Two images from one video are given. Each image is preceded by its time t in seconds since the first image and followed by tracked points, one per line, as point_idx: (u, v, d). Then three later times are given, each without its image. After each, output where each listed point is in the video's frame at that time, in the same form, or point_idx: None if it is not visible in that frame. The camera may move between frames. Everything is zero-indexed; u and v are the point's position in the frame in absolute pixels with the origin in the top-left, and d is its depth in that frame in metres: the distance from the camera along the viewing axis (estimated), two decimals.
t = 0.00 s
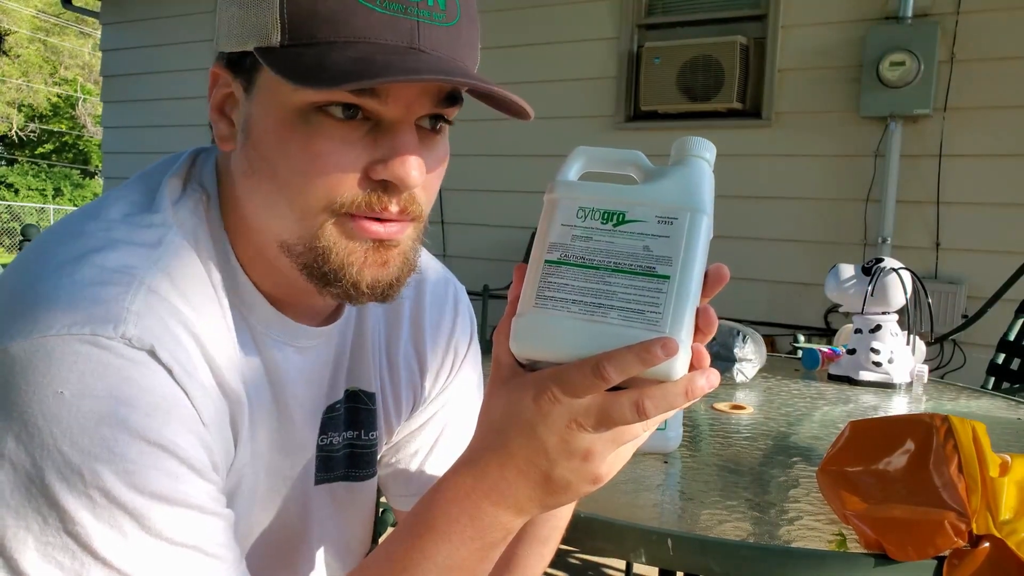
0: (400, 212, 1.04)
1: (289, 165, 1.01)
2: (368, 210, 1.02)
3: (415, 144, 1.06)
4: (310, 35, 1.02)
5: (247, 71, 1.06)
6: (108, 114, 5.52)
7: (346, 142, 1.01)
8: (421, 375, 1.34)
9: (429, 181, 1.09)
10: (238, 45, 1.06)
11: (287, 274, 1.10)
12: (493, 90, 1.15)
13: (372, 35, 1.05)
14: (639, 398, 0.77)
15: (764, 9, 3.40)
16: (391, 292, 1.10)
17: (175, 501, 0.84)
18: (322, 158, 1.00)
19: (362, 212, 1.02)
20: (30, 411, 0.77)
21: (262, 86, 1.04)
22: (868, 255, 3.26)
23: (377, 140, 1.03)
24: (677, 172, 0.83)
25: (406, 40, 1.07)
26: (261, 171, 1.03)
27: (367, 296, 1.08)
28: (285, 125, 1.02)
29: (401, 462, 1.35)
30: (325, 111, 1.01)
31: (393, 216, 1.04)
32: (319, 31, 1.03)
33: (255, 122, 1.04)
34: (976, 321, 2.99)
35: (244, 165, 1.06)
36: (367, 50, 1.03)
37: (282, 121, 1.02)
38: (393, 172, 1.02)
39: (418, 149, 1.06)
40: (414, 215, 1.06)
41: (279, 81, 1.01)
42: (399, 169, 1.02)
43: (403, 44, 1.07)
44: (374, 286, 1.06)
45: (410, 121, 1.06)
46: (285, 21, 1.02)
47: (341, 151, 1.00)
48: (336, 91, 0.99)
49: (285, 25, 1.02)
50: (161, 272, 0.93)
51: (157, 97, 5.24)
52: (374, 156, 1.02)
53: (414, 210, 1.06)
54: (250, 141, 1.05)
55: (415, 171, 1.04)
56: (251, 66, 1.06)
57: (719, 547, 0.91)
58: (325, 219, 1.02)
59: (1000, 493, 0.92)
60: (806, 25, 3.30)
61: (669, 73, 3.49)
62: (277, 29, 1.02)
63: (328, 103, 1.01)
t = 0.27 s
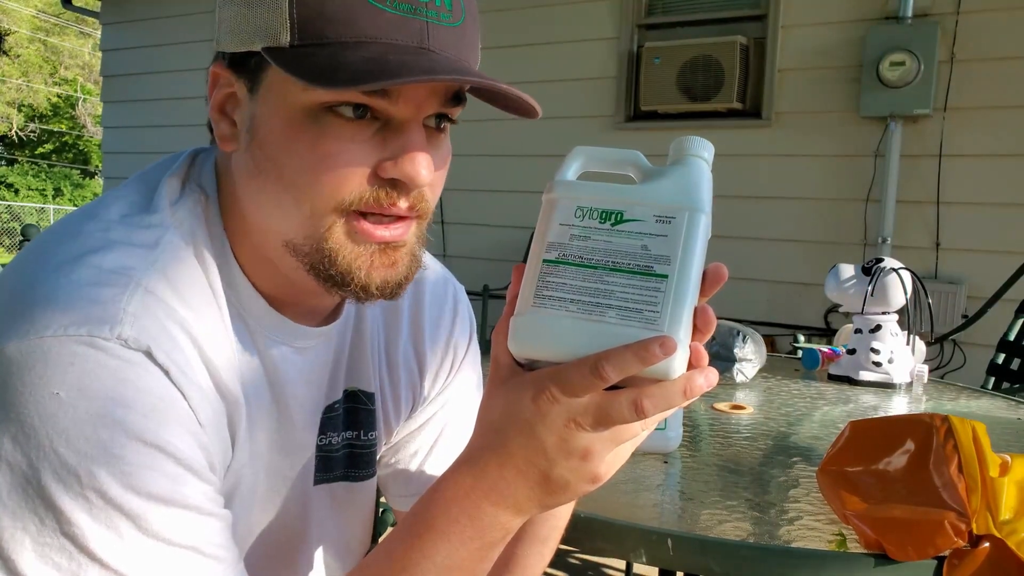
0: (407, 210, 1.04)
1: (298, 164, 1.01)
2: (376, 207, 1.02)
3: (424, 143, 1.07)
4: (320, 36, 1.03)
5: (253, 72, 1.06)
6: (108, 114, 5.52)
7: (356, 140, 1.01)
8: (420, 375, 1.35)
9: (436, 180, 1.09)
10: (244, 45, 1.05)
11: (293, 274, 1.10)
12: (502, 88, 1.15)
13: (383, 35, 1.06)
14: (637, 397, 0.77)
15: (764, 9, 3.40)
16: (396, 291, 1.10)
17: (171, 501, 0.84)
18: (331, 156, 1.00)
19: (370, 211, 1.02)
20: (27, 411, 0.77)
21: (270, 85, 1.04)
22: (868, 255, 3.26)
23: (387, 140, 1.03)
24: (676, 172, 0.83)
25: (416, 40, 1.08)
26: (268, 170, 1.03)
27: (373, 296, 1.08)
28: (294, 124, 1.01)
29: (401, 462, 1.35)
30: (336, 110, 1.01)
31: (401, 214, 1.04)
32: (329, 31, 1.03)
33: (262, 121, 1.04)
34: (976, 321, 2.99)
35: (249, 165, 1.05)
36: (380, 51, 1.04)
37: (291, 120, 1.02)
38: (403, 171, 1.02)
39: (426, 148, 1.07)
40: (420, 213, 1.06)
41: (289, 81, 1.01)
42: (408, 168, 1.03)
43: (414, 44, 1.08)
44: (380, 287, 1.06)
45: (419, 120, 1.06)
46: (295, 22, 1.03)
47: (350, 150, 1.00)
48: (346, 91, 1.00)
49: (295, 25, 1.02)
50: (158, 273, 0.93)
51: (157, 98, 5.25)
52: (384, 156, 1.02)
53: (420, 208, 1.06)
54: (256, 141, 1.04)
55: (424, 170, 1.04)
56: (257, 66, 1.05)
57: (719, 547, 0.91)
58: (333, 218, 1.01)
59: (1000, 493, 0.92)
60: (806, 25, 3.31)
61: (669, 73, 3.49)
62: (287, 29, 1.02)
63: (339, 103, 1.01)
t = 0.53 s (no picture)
0: (421, 201, 1.04)
1: (310, 161, 1.01)
2: (389, 200, 1.02)
3: (431, 134, 1.07)
4: (328, 32, 1.02)
5: (255, 72, 1.05)
6: (108, 114, 5.53)
7: (366, 134, 1.01)
8: (422, 375, 1.34)
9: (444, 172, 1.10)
10: (247, 45, 1.05)
11: (306, 272, 1.10)
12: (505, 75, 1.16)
13: (390, 30, 1.06)
14: (639, 399, 0.77)
15: (764, 9, 3.40)
16: (409, 283, 1.11)
17: (169, 501, 0.83)
18: (344, 151, 1.00)
19: (386, 204, 1.03)
20: (25, 410, 0.77)
21: (275, 85, 1.03)
22: (868, 255, 3.26)
23: (397, 132, 1.03)
24: (677, 172, 0.83)
25: (422, 33, 1.08)
26: (279, 170, 1.03)
27: (388, 288, 1.08)
28: (304, 122, 1.01)
29: (402, 462, 1.35)
30: (344, 106, 1.01)
31: (414, 206, 1.04)
32: (339, 28, 1.03)
33: (269, 121, 1.04)
34: (976, 320, 2.99)
35: (258, 166, 1.05)
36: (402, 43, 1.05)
37: (300, 119, 1.02)
38: (415, 163, 1.03)
39: (433, 136, 1.08)
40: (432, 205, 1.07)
41: (296, 79, 1.01)
42: (420, 159, 1.03)
43: (421, 37, 1.08)
44: (396, 279, 1.07)
45: (425, 112, 1.07)
46: (303, 17, 1.02)
47: (362, 144, 1.00)
48: (353, 85, 1.00)
49: (302, 23, 1.02)
50: (158, 272, 0.93)
51: (157, 98, 5.25)
52: (395, 148, 1.02)
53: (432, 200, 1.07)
54: (265, 142, 1.04)
55: (435, 162, 1.05)
56: (259, 67, 1.05)
57: (719, 547, 0.91)
58: (349, 213, 1.02)
59: (1000, 493, 0.92)
60: (806, 25, 3.31)
61: (669, 73, 3.49)
62: (294, 27, 1.02)
63: (348, 98, 1.01)
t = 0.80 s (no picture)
0: (427, 195, 1.04)
1: (316, 156, 1.01)
2: (396, 194, 1.02)
3: (436, 128, 1.07)
4: (334, 27, 1.02)
5: (259, 68, 1.05)
6: (108, 114, 5.53)
7: (371, 129, 1.00)
8: (426, 375, 1.34)
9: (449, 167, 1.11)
10: (253, 41, 1.05)
11: (313, 268, 1.10)
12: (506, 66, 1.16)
13: (395, 24, 1.06)
14: (644, 405, 0.77)
15: (764, 9, 3.40)
16: (414, 277, 1.11)
17: (168, 500, 0.83)
18: (351, 146, 1.00)
19: (392, 197, 1.02)
20: (23, 406, 0.77)
21: (280, 80, 1.03)
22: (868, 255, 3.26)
23: (403, 126, 1.02)
24: (687, 177, 0.83)
25: (427, 27, 1.08)
26: (285, 165, 1.03)
27: (394, 281, 1.08)
28: (310, 117, 1.01)
29: (404, 461, 1.35)
30: (350, 102, 1.01)
31: (420, 199, 1.04)
32: (346, 22, 1.03)
33: (274, 116, 1.04)
34: (976, 320, 2.99)
35: (263, 162, 1.05)
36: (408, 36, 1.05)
37: (307, 114, 1.02)
38: (420, 157, 1.03)
39: (438, 129, 1.07)
40: (436, 199, 1.07)
41: (302, 74, 1.01)
42: (426, 153, 1.03)
43: (425, 31, 1.08)
44: (402, 272, 1.07)
45: (429, 106, 1.06)
46: (308, 13, 1.02)
47: (369, 137, 1.00)
48: (360, 80, 1.00)
49: (308, 18, 1.02)
50: (159, 270, 0.93)
51: (156, 98, 5.25)
52: (401, 142, 1.02)
53: (436, 194, 1.07)
54: (271, 138, 1.04)
55: (440, 157, 1.05)
56: (264, 62, 1.05)
57: (720, 548, 0.91)
58: (356, 208, 1.02)
59: (1000, 493, 0.92)
60: (806, 25, 3.31)
61: (669, 73, 3.49)
62: (300, 23, 1.01)
63: (354, 93, 1.01)
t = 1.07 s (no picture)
0: (420, 196, 1.04)
1: (310, 153, 1.01)
2: (390, 193, 1.02)
3: (432, 128, 1.07)
4: (332, 24, 1.02)
5: (258, 66, 1.06)
6: (108, 114, 5.53)
7: (366, 127, 1.00)
8: (428, 375, 1.34)
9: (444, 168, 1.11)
10: (253, 38, 1.05)
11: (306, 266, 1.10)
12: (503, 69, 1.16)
13: (394, 23, 1.06)
14: (645, 407, 0.77)
15: (764, 9, 3.40)
16: (409, 277, 1.10)
17: (168, 500, 0.83)
18: (345, 143, 0.99)
19: (385, 196, 1.02)
20: (24, 405, 0.77)
21: (277, 78, 1.03)
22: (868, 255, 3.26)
23: (398, 125, 1.02)
24: (691, 179, 0.83)
25: (425, 27, 1.08)
26: (281, 162, 1.03)
27: (388, 281, 1.08)
28: (307, 114, 1.01)
29: (405, 460, 1.35)
30: (346, 100, 1.01)
31: (414, 200, 1.04)
32: (345, 20, 1.03)
33: (270, 113, 1.04)
34: (976, 320, 2.99)
35: (261, 159, 1.05)
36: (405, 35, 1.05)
37: (303, 111, 1.02)
38: (414, 156, 1.02)
39: (434, 131, 1.07)
40: (430, 200, 1.07)
41: (300, 70, 1.01)
42: (421, 154, 1.04)
43: (424, 31, 1.08)
44: (395, 272, 1.07)
45: (426, 106, 1.07)
46: (307, 11, 1.02)
47: (364, 136, 1.00)
48: (357, 77, 1.00)
49: (307, 15, 1.02)
50: (159, 269, 0.93)
51: (156, 98, 5.25)
52: (396, 141, 1.02)
53: (431, 195, 1.07)
54: (268, 134, 1.04)
55: (435, 158, 1.05)
56: (262, 60, 1.05)
57: (720, 548, 0.91)
58: (349, 206, 1.02)
59: (1000, 493, 0.92)
60: (806, 25, 3.31)
61: (669, 73, 3.49)
62: (298, 19, 1.02)
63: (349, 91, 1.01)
